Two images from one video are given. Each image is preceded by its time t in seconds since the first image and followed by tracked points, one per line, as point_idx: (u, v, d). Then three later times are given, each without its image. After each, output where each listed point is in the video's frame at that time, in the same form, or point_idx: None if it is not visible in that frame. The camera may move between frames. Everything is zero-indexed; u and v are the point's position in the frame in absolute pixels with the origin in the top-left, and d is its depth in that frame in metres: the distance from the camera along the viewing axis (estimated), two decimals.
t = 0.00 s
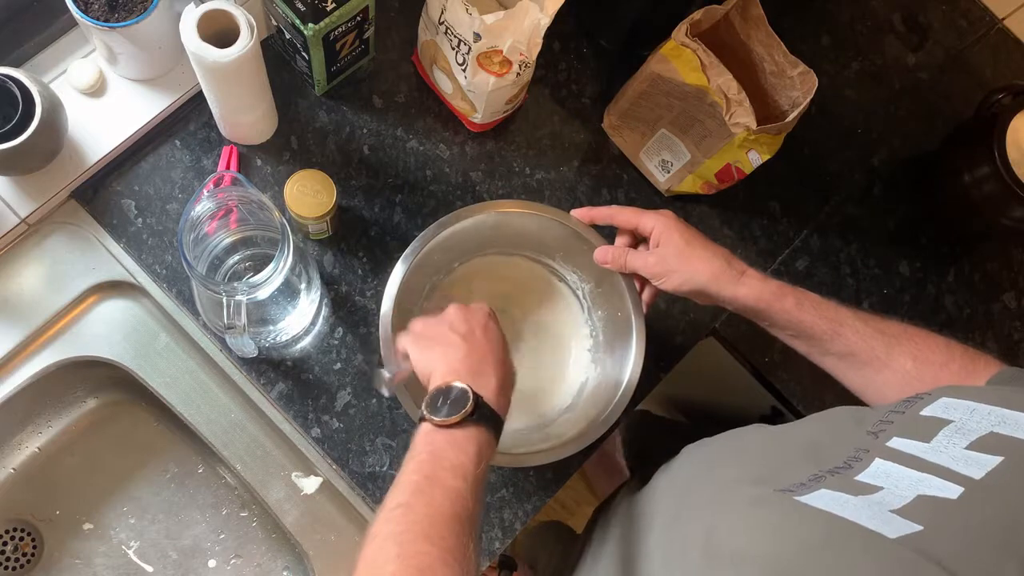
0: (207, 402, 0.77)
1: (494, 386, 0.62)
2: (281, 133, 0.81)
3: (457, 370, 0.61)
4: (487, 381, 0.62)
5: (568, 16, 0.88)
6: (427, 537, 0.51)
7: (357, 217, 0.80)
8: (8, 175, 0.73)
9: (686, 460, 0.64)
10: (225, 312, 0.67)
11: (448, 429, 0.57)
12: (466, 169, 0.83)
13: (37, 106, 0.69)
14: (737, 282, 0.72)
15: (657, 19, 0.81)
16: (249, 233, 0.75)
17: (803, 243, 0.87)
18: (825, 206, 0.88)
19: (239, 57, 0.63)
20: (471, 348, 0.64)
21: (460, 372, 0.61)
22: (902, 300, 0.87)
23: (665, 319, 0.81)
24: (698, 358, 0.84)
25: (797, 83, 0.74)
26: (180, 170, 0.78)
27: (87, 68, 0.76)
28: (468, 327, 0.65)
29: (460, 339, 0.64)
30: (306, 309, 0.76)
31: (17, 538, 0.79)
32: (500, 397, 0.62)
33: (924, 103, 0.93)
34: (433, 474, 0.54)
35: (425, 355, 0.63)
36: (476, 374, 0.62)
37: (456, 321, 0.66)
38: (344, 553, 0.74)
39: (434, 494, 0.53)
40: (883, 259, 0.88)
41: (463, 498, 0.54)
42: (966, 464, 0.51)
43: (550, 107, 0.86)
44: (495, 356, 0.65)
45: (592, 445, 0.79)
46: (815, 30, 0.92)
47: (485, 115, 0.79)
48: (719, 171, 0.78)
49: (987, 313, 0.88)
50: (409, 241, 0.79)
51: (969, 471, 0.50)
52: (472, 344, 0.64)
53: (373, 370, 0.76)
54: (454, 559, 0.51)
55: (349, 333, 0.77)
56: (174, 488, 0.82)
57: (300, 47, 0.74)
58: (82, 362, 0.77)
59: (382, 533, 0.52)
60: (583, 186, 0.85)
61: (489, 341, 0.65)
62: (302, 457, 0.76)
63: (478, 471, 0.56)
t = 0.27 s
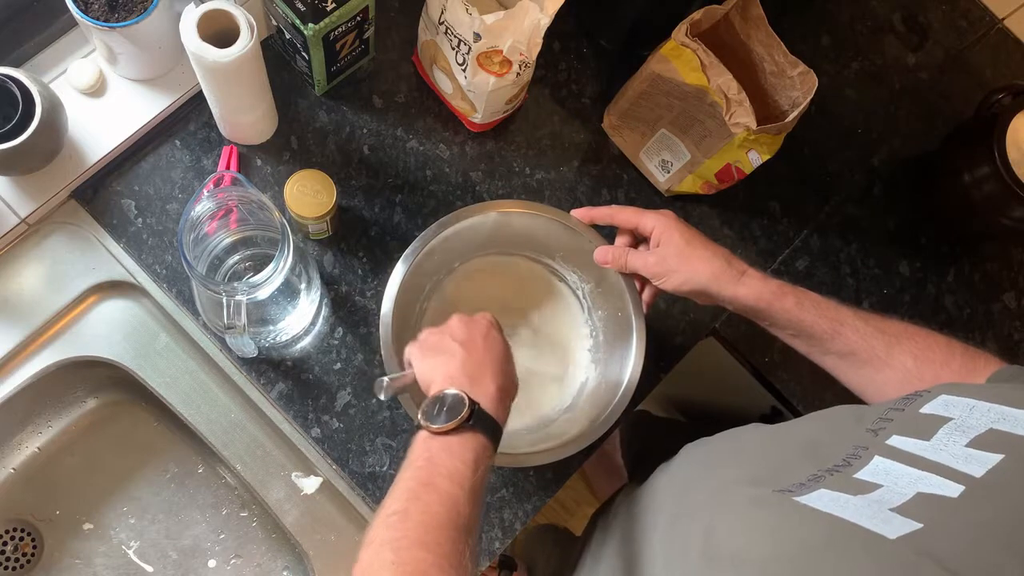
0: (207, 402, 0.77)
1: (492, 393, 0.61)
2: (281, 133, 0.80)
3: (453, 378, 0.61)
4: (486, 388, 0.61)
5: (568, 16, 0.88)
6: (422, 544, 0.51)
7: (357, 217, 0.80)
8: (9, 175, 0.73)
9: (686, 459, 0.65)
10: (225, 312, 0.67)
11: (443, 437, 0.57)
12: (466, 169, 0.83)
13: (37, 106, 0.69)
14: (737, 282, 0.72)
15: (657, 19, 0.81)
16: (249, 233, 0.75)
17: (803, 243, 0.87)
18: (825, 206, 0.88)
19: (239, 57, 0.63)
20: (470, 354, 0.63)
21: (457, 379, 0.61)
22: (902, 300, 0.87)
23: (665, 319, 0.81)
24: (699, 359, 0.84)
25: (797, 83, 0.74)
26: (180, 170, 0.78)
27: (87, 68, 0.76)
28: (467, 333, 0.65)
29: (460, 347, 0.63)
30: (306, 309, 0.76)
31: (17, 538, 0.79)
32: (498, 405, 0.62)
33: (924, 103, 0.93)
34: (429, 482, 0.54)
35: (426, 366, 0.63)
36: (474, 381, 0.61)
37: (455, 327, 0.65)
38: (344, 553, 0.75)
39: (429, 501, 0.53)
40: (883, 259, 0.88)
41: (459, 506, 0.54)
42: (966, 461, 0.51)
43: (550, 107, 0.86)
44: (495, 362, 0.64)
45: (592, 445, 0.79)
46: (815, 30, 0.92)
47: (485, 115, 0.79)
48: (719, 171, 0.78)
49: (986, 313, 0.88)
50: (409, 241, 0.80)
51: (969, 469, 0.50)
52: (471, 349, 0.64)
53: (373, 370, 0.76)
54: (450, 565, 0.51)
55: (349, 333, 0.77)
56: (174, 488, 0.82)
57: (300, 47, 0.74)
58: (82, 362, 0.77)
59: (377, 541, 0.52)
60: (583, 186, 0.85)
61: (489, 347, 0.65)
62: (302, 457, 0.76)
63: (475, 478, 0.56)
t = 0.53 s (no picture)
0: (207, 402, 0.77)
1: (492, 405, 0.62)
2: (281, 133, 0.80)
3: (453, 392, 0.61)
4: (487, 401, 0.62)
5: (568, 17, 0.88)
6: (420, 559, 0.51)
7: (357, 217, 0.80)
8: (9, 175, 0.73)
9: (684, 459, 0.65)
10: (225, 312, 0.67)
11: (441, 451, 0.57)
12: (466, 169, 0.83)
13: (37, 106, 0.69)
14: (737, 282, 0.72)
15: (657, 19, 0.81)
16: (249, 233, 0.75)
17: (803, 243, 0.87)
18: (825, 206, 0.88)
19: (239, 57, 0.63)
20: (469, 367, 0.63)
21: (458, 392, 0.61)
22: (902, 300, 0.87)
23: (665, 319, 0.81)
24: (699, 360, 0.84)
25: (797, 83, 0.74)
26: (180, 170, 0.78)
27: (87, 68, 0.76)
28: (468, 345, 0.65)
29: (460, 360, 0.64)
30: (306, 309, 0.76)
31: (17, 538, 0.79)
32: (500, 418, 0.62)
33: (924, 103, 0.93)
34: (427, 497, 0.54)
35: (426, 376, 0.63)
36: (474, 396, 0.61)
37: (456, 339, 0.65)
38: (344, 553, 0.75)
39: (428, 518, 0.53)
40: (883, 259, 0.88)
41: (457, 523, 0.54)
42: (965, 461, 0.51)
43: (550, 107, 0.86)
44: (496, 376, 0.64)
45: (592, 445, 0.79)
46: (815, 30, 0.92)
47: (485, 115, 0.79)
48: (720, 171, 0.78)
49: (986, 313, 0.88)
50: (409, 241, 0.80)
51: (967, 468, 0.50)
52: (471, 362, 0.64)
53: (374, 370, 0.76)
54: None
55: (349, 333, 0.77)
56: (174, 488, 0.82)
57: (300, 47, 0.74)
58: (82, 362, 0.77)
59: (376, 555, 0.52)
60: (583, 186, 0.85)
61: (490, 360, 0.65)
62: (302, 456, 0.76)
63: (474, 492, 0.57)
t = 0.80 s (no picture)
0: (207, 402, 0.77)
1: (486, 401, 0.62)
2: (281, 133, 0.80)
3: (449, 384, 0.61)
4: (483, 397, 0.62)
5: (568, 17, 0.88)
6: (419, 556, 0.51)
7: (357, 216, 0.80)
8: (9, 175, 0.73)
9: (683, 459, 0.64)
10: (225, 312, 0.67)
11: (438, 446, 0.57)
12: (466, 169, 0.83)
13: (37, 106, 0.69)
14: (737, 282, 0.72)
15: (657, 19, 0.81)
16: (249, 233, 0.75)
17: (803, 243, 0.87)
18: (825, 206, 0.88)
19: (239, 57, 0.63)
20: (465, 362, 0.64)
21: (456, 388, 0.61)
22: (902, 300, 0.87)
23: (665, 319, 0.81)
24: (698, 360, 0.85)
25: (797, 83, 0.74)
26: (180, 170, 0.78)
27: (87, 68, 0.76)
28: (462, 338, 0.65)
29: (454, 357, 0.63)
30: (306, 309, 0.76)
31: (17, 538, 0.79)
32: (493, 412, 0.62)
33: (924, 103, 0.93)
34: (425, 493, 0.55)
35: (419, 365, 0.63)
36: (469, 390, 0.62)
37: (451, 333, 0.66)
38: (344, 553, 0.75)
39: (426, 513, 0.54)
40: (883, 259, 0.88)
41: (455, 518, 0.54)
42: (964, 461, 0.50)
43: (550, 107, 0.86)
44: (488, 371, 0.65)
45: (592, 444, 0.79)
46: (815, 30, 0.92)
47: (485, 115, 0.79)
48: (719, 171, 0.78)
49: (986, 313, 0.88)
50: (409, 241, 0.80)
51: (966, 469, 0.50)
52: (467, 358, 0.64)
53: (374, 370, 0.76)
54: None
55: (349, 333, 0.77)
56: (174, 488, 0.82)
57: (300, 47, 0.74)
58: (82, 362, 0.77)
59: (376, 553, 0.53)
60: (583, 186, 0.85)
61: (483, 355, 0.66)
62: (302, 456, 0.76)
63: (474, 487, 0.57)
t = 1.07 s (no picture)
0: (207, 402, 0.77)
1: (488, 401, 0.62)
2: (281, 133, 0.80)
3: (452, 378, 0.61)
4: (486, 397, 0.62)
5: (568, 17, 0.88)
6: (425, 546, 0.51)
7: (357, 217, 0.80)
8: (9, 175, 0.73)
9: (684, 457, 0.64)
10: (225, 312, 0.67)
11: (441, 442, 0.57)
12: (466, 169, 0.83)
13: (37, 106, 0.69)
14: (736, 286, 0.72)
15: (657, 19, 0.81)
16: (249, 233, 0.75)
17: (803, 243, 0.87)
18: (825, 206, 0.88)
19: (239, 57, 0.63)
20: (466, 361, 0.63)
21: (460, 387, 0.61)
22: (902, 300, 0.87)
23: (665, 319, 0.81)
24: (698, 360, 0.85)
25: (797, 83, 0.74)
26: (180, 170, 0.78)
27: (87, 68, 0.76)
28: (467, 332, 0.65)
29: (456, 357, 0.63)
30: (306, 309, 0.76)
31: (17, 538, 0.79)
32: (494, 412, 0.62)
33: (924, 103, 0.93)
34: (430, 486, 0.54)
35: (420, 355, 0.63)
36: (471, 387, 0.61)
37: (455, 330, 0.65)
38: (344, 553, 0.75)
39: (432, 505, 0.54)
40: (883, 259, 0.88)
41: (460, 510, 0.54)
42: (965, 460, 0.51)
43: (550, 107, 0.86)
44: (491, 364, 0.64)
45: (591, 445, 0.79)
46: (815, 30, 0.92)
47: (485, 115, 0.79)
48: (719, 171, 0.78)
49: (986, 313, 0.88)
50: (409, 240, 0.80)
51: (966, 468, 0.50)
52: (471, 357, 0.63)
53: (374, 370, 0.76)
54: (451, 569, 0.51)
55: (349, 333, 0.77)
56: (174, 488, 0.82)
57: (300, 47, 0.74)
58: (82, 362, 0.77)
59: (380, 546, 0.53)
60: (583, 186, 0.85)
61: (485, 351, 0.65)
62: (302, 456, 0.76)
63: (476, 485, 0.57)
